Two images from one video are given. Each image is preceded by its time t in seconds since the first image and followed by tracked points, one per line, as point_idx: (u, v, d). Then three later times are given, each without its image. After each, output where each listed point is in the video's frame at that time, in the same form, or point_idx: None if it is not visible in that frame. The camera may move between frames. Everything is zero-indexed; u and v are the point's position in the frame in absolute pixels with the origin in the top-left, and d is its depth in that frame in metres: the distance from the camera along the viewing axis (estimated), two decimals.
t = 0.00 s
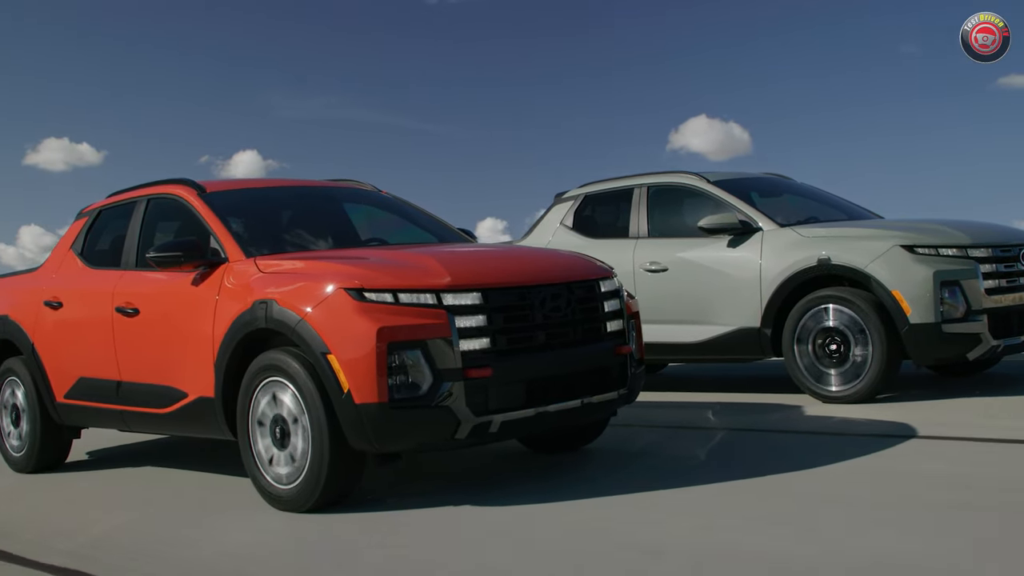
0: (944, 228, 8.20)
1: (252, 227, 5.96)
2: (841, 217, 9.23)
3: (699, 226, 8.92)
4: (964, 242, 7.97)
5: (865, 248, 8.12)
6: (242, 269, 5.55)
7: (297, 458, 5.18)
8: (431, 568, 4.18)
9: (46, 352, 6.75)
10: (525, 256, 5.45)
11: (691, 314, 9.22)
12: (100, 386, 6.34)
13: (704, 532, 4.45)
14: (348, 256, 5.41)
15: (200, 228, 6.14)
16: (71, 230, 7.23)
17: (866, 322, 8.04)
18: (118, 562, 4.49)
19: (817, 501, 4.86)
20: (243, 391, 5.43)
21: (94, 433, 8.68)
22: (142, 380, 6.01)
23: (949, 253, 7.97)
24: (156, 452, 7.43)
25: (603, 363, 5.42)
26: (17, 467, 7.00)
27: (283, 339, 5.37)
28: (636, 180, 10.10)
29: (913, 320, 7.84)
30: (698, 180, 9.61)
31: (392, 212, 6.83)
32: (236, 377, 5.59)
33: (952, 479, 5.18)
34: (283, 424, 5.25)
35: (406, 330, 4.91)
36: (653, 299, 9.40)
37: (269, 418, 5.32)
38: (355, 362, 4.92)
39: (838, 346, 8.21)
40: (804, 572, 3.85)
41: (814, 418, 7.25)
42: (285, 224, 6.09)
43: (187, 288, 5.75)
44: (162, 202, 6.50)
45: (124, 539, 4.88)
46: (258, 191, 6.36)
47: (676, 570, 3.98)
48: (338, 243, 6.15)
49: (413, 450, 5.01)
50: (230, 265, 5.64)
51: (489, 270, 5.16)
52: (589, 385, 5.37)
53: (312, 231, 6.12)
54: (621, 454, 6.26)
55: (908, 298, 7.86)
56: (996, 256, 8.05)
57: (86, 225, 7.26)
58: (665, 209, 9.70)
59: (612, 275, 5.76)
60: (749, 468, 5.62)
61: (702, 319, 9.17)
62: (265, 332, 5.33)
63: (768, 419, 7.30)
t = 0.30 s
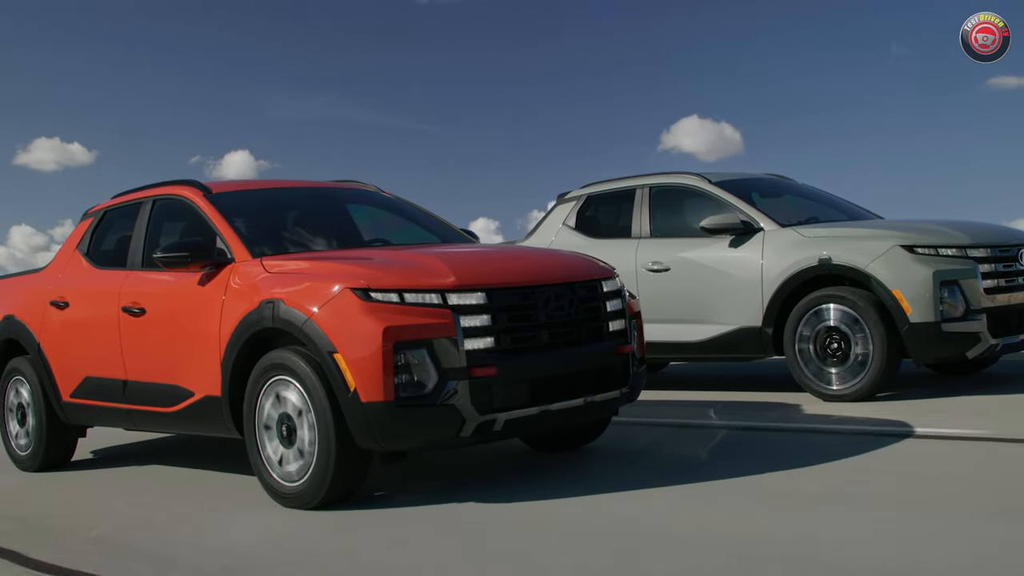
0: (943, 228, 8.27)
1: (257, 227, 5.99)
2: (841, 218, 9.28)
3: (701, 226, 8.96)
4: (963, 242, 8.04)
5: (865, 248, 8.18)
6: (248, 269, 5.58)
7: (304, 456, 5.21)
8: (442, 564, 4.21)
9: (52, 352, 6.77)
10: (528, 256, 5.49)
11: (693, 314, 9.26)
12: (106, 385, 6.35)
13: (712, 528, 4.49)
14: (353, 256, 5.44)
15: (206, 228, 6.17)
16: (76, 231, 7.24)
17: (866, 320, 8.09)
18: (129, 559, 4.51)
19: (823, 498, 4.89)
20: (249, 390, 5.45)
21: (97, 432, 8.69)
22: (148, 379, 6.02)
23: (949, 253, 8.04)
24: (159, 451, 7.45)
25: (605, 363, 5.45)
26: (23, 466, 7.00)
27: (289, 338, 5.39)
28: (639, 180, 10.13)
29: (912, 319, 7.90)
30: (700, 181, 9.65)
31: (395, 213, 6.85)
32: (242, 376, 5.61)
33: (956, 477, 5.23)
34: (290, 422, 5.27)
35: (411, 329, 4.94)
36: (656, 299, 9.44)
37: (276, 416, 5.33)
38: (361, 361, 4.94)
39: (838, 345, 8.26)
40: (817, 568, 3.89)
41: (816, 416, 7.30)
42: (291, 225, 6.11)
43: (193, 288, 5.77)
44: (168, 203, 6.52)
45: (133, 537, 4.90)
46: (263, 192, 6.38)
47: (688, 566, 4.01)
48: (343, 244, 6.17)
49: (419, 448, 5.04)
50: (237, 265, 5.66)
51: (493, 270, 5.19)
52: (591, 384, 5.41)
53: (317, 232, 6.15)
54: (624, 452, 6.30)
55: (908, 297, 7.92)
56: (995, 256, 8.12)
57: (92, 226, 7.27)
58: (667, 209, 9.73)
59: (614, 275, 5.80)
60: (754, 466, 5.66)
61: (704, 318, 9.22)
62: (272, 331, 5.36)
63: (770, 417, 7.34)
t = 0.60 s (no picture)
0: (941, 228, 8.32)
1: (262, 227, 6.01)
2: (841, 218, 9.33)
3: (702, 227, 9.00)
4: (961, 243, 8.10)
5: (864, 249, 8.23)
6: (253, 268, 5.61)
7: (309, 453, 5.23)
8: (449, 559, 4.24)
9: (58, 351, 6.79)
10: (530, 256, 5.52)
11: (694, 313, 9.31)
12: (112, 383, 6.37)
13: (718, 524, 4.52)
14: (357, 256, 5.47)
15: (211, 228, 6.19)
16: (81, 231, 7.26)
17: (865, 320, 8.15)
18: (140, 555, 4.53)
19: (827, 494, 4.93)
20: (255, 388, 5.47)
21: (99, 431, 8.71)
22: (154, 377, 6.04)
23: (946, 253, 8.09)
24: (162, 449, 7.47)
25: (605, 362, 5.49)
26: (27, 463, 7.01)
27: (295, 336, 5.42)
28: (640, 181, 10.16)
29: (911, 318, 7.96)
30: (702, 182, 9.69)
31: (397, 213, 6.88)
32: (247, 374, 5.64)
33: (956, 473, 5.27)
34: (295, 420, 5.29)
35: (415, 328, 4.97)
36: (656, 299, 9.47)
37: (281, 413, 5.36)
38: (367, 359, 4.98)
39: (838, 344, 8.31)
40: (825, 561, 3.92)
41: (817, 414, 7.34)
42: (295, 225, 6.14)
43: (199, 288, 5.79)
44: (173, 203, 6.54)
45: (142, 533, 4.92)
46: (268, 193, 6.40)
47: (695, 558, 4.04)
48: (348, 244, 6.20)
49: (423, 444, 5.07)
50: (242, 265, 5.69)
51: (496, 269, 5.23)
52: (593, 382, 5.44)
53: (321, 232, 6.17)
54: (626, 450, 6.34)
55: (907, 297, 7.98)
56: (993, 256, 8.18)
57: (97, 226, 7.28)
58: (669, 210, 9.77)
59: (615, 275, 5.84)
60: (757, 463, 5.70)
61: (704, 317, 9.26)
62: (277, 330, 5.39)
63: (772, 416, 7.38)
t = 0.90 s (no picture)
0: (939, 229, 8.38)
1: (266, 228, 6.04)
2: (839, 219, 9.38)
3: (703, 227, 9.03)
4: (959, 243, 8.15)
5: (863, 249, 8.28)
6: (258, 269, 5.63)
7: (313, 451, 5.26)
8: (459, 555, 4.27)
9: (63, 351, 6.80)
10: (532, 256, 5.56)
11: (694, 313, 9.36)
12: (118, 382, 6.39)
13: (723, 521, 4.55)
14: (360, 256, 5.50)
15: (216, 229, 6.22)
16: (86, 232, 7.27)
17: (864, 320, 8.20)
18: (150, 552, 4.55)
19: (830, 491, 4.97)
20: (260, 387, 5.50)
21: (102, 430, 8.73)
22: (160, 376, 6.07)
23: (944, 254, 8.15)
24: (165, 448, 7.49)
25: (605, 361, 5.52)
26: (33, 462, 7.03)
27: (300, 336, 5.45)
28: (641, 182, 10.20)
29: (910, 318, 8.02)
30: (703, 183, 9.73)
31: (399, 215, 6.90)
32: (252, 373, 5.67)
33: (957, 471, 5.31)
34: (300, 418, 5.32)
35: (419, 327, 5.00)
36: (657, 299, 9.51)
37: (286, 412, 5.38)
38: (371, 359, 5.01)
39: (838, 343, 8.37)
40: (834, 557, 3.95)
41: (818, 412, 7.38)
42: (299, 226, 6.16)
43: (205, 288, 5.82)
44: (178, 204, 6.55)
45: (151, 531, 4.94)
46: (271, 194, 6.43)
47: (702, 555, 4.07)
48: (351, 244, 6.23)
49: (427, 442, 5.11)
50: (247, 266, 5.72)
51: (497, 270, 5.26)
52: (593, 381, 5.48)
53: (325, 234, 6.20)
54: (629, 448, 6.38)
55: (905, 297, 8.04)
56: (991, 256, 8.23)
57: (102, 227, 7.30)
58: (670, 211, 9.81)
59: (615, 275, 5.87)
60: (759, 460, 5.74)
61: (704, 317, 9.31)
62: (283, 330, 5.41)
63: (773, 414, 7.43)
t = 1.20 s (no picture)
0: (936, 230, 8.46)
1: (272, 230, 6.08)
2: (837, 221, 9.44)
3: (703, 229, 9.08)
4: (956, 244, 8.23)
5: (861, 250, 8.35)
6: (264, 270, 5.68)
7: (320, 449, 5.31)
8: (469, 551, 4.32)
9: (71, 351, 6.84)
10: (533, 257, 5.62)
11: (695, 314, 9.42)
12: (125, 382, 6.43)
13: (729, 516, 4.60)
14: (365, 258, 5.56)
15: (222, 231, 6.26)
16: (93, 234, 7.30)
17: (863, 319, 8.27)
18: (160, 548, 4.59)
19: (833, 488, 5.02)
20: (267, 386, 5.54)
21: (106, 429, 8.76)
22: (167, 376, 6.11)
23: (941, 254, 8.23)
24: (168, 447, 7.52)
25: (605, 360, 5.58)
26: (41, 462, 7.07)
27: (306, 336, 5.50)
28: (643, 184, 10.22)
29: (908, 318, 8.09)
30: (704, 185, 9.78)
31: (401, 217, 6.94)
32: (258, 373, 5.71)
33: (957, 468, 5.37)
34: (307, 417, 5.37)
35: (423, 328, 5.06)
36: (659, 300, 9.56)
37: (293, 411, 5.43)
38: (377, 358, 5.06)
39: (837, 343, 8.44)
40: (841, 552, 4.00)
41: (819, 411, 7.44)
42: (304, 228, 6.21)
43: (212, 289, 5.86)
44: (185, 207, 6.59)
45: (160, 527, 4.98)
46: (277, 197, 6.47)
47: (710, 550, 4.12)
48: (356, 246, 6.28)
49: (432, 441, 5.16)
50: (253, 267, 5.76)
51: (500, 271, 5.31)
52: (594, 380, 5.53)
53: (329, 236, 6.25)
54: (634, 447, 6.43)
55: (903, 298, 8.11)
56: (987, 257, 8.31)
57: (108, 229, 7.32)
58: (671, 213, 9.86)
59: (614, 276, 5.93)
60: (760, 458, 5.80)
61: (705, 318, 9.36)
62: (290, 330, 5.46)
63: (775, 413, 7.49)
